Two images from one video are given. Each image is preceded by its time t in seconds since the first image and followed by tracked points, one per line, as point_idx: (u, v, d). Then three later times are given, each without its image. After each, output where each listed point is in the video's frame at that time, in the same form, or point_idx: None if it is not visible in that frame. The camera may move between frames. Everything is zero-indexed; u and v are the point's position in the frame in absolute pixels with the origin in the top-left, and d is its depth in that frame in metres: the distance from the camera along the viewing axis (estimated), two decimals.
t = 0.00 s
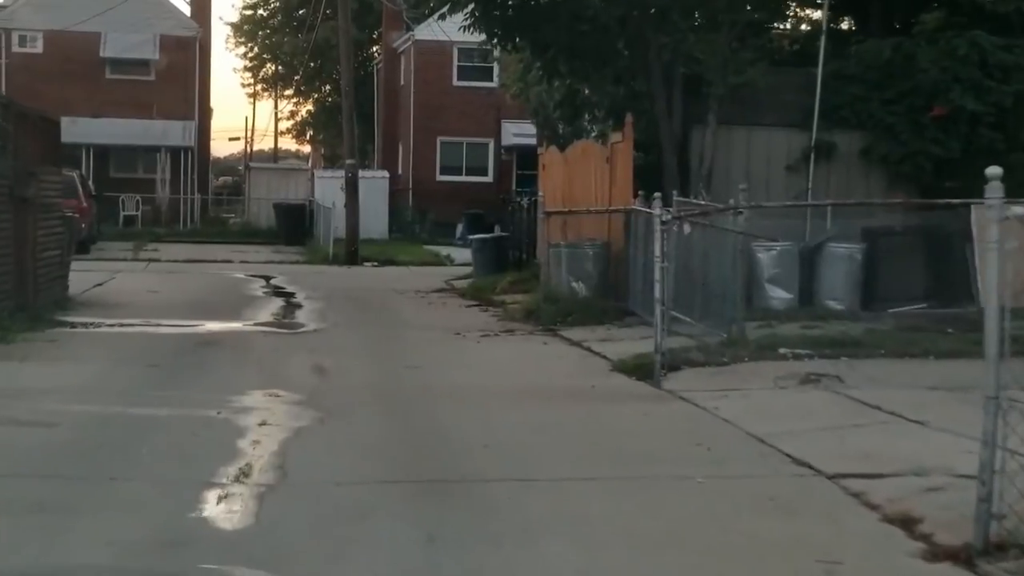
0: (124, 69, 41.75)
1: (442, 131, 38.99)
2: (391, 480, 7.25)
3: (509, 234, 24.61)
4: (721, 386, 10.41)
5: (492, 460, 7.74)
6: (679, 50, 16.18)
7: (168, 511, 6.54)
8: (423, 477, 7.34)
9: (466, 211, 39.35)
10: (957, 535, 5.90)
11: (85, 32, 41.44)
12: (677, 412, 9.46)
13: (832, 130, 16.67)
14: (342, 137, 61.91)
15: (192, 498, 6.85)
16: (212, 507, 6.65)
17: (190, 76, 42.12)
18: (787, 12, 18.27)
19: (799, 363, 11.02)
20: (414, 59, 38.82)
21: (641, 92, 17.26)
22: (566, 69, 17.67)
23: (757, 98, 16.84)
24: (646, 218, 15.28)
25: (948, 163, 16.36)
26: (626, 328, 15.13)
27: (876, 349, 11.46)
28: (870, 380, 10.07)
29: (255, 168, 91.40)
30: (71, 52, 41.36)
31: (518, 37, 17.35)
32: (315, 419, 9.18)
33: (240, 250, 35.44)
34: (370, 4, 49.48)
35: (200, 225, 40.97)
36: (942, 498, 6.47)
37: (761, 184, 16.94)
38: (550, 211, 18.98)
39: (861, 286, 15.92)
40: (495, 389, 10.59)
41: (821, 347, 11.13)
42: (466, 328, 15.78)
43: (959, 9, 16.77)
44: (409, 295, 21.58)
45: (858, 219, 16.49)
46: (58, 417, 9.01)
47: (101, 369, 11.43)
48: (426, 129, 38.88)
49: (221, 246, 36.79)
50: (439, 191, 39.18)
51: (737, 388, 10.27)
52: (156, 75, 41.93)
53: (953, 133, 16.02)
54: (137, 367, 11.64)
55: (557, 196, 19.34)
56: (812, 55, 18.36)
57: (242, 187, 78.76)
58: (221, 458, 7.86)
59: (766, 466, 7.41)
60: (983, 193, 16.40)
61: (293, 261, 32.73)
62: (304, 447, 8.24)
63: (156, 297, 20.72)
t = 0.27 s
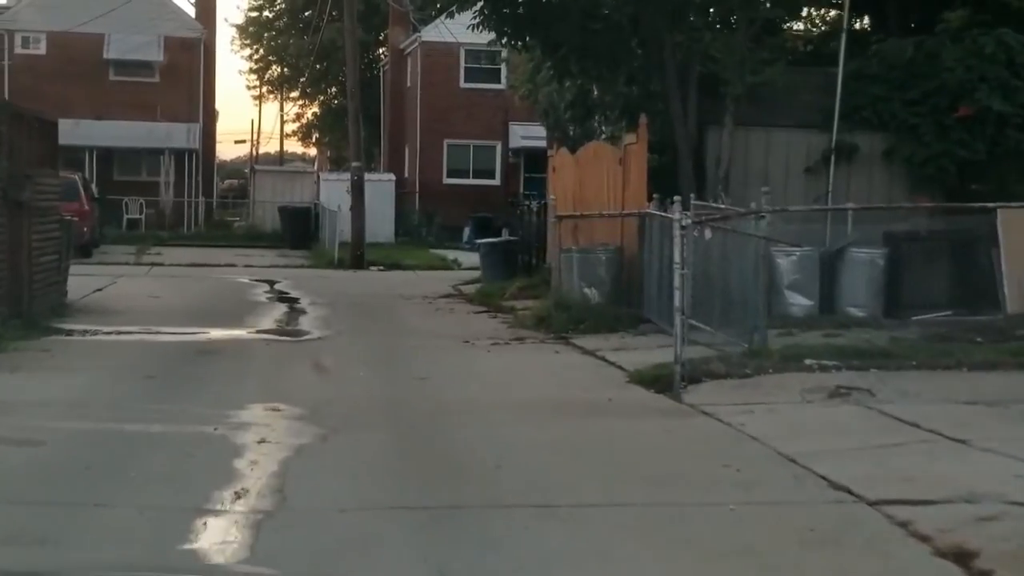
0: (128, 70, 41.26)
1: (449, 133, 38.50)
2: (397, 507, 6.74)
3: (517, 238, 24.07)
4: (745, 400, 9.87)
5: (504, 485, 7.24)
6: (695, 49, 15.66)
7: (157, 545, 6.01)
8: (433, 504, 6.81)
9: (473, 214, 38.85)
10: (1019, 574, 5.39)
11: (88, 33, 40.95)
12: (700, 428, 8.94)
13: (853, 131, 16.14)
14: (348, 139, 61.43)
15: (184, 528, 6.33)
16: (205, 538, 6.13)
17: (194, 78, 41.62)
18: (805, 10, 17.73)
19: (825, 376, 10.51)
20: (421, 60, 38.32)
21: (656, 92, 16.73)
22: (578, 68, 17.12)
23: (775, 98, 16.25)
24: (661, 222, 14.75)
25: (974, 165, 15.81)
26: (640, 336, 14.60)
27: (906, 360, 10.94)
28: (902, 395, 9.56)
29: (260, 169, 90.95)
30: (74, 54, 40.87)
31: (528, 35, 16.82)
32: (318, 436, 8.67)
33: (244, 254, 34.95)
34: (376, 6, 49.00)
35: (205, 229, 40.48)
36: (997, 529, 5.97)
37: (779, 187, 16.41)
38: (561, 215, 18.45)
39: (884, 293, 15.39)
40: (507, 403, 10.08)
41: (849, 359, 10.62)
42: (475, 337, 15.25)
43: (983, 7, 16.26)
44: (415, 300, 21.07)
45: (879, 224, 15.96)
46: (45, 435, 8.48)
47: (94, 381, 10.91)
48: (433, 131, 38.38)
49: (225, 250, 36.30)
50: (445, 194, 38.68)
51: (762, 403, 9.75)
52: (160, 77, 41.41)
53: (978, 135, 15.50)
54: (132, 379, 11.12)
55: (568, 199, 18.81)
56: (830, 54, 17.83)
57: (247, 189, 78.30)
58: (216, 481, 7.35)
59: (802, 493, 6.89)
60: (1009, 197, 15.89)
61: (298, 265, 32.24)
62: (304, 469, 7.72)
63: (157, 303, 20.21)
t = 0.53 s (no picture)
0: (131, 73, 40.75)
1: (456, 136, 38.00)
2: (406, 537, 6.24)
3: (525, 243, 23.56)
4: (772, 415, 9.35)
5: (520, 511, 6.74)
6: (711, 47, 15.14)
7: None
8: (446, 534, 6.30)
9: (480, 218, 38.36)
10: None
11: (91, 36, 40.46)
12: (725, 445, 8.43)
13: (874, 132, 15.63)
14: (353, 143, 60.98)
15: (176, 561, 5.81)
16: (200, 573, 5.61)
17: (198, 80, 41.11)
18: (819, 10, 17.25)
19: (854, 387, 10.00)
20: (427, 63, 37.83)
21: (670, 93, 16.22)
22: (590, 68, 16.60)
23: (794, 98, 15.72)
24: (677, 226, 14.24)
25: (1000, 167, 15.29)
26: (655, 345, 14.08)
27: (938, 371, 10.44)
28: (939, 409, 9.05)
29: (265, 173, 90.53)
30: (77, 57, 40.36)
31: (539, 34, 16.30)
32: (320, 455, 8.17)
33: (249, 259, 34.45)
34: (382, 8, 48.53)
35: (209, 234, 40.00)
36: None
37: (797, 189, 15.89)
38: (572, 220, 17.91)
39: (907, 299, 14.87)
40: (520, 418, 9.57)
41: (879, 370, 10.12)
42: (484, 345, 14.74)
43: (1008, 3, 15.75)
44: (423, 307, 20.57)
45: (901, 228, 15.45)
46: (32, 456, 7.97)
47: (86, 395, 10.39)
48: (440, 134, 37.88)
49: (229, 255, 35.76)
50: (452, 198, 38.19)
51: (790, 417, 9.25)
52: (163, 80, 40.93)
53: (1004, 135, 14.99)
54: (126, 392, 10.59)
55: (578, 203, 18.29)
56: (848, 53, 17.33)
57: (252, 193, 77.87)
58: (211, 508, 6.85)
59: (843, 521, 6.38)
60: None
61: (304, 270, 31.75)
62: (306, 493, 7.20)
63: (158, 310, 19.69)
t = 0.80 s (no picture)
0: (135, 74, 40.24)
1: (463, 137, 37.53)
2: (410, 571, 5.75)
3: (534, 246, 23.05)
4: (800, 430, 8.82)
5: (533, 540, 6.24)
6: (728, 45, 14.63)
7: None
8: (457, 566, 5.79)
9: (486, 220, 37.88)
10: None
11: (94, 37, 39.98)
12: (752, 464, 7.93)
13: (896, 133, 15.12)
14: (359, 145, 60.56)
15: None
16: None
17: (202, 82, 40.62)
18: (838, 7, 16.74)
19: (884, 400, 9.50)
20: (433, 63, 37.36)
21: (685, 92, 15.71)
22: (602, 67, 16.09)
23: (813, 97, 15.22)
24: (693, 230, 13.73)
25: None
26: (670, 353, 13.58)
27: (971, 382, 9.94)
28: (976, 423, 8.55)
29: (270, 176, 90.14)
30: (80, 58, 39.87)
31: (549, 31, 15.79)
32: (321, 475, 7.67)
33: (253, 262, 33.98)
34: (387, 8, 48.08)
35: (213, 236, 39.53)
36: None
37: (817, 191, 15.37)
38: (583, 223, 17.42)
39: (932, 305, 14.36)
40: (533, 433, 9.07)
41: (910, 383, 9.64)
42: (494, 352, 14.24)
43: None
44: (430, 312, 20.08)
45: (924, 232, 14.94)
46: (13, 477, 7.47)
47: (76, 408, 9.88)
48: (446, 136, 37.42)
49: (233, 258, 35.28)
50: (459, 200, 37.72)
51: (818, 433, 8.75)
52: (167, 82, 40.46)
53: None
54: (120, 405, 10.08)
55: (590, 206, 17.78)
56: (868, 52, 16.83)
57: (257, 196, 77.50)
58: (202, 534, 6.35)
59: (888, 552, 5.88)
60: None
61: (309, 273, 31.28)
62: (306, 517, 6.69)
63: (159, 316, 19.20)
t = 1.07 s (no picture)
0: (137, 73, 39.77)
1: (469, 137, 37.01)
2: None
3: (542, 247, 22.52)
4: (831, 446, 8.31)
5: (553, 571, 5.72)
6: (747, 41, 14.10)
7: None
8: None
9: (492, 222, 37.38)
10: None
11: (96, 36, 39.52)
12: (784, 484, 7.41)
13: (920, 133, 14.59)
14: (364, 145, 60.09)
15: None
16: None
17: (206, 80, 40.15)
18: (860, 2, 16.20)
19: (920, 412, 8.98)
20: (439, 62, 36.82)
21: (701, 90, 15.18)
22: (615, 64, 15.57)
23: (834, 95, 14.68)
24: (711, 233, 13.20)
25: None
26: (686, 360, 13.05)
27: (1010, 394, 9.41)
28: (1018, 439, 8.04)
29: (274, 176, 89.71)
30: (81, 57, 39.41)
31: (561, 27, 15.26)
32: (322, 495, 7.15)
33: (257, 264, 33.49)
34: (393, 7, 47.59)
35: (216, 237, 39.03)
36: None
37: (838, 192, 14.84)
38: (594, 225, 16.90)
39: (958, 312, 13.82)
40: (548, 447, 8.55)
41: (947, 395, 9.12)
42: (503, 359, 13.72)
43: None
44: (438, 315, 19.55)
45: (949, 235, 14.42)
46: None
47: (65, 420, 9.36)
48: (452, 136, 36.89)
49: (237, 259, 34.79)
50: (465, 201, 37.20)
51: (851, 448, 8.22)
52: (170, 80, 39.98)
53: None
54: (111, 416, 9.56)
55: (602, 207, 17.26)
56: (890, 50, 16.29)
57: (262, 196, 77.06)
58: (190, 563, 5.83)
59: None
60: None
61: (313, 275, 30.77)
62: (305, 543, 6.16)
63: (159, 319, 18.69)
